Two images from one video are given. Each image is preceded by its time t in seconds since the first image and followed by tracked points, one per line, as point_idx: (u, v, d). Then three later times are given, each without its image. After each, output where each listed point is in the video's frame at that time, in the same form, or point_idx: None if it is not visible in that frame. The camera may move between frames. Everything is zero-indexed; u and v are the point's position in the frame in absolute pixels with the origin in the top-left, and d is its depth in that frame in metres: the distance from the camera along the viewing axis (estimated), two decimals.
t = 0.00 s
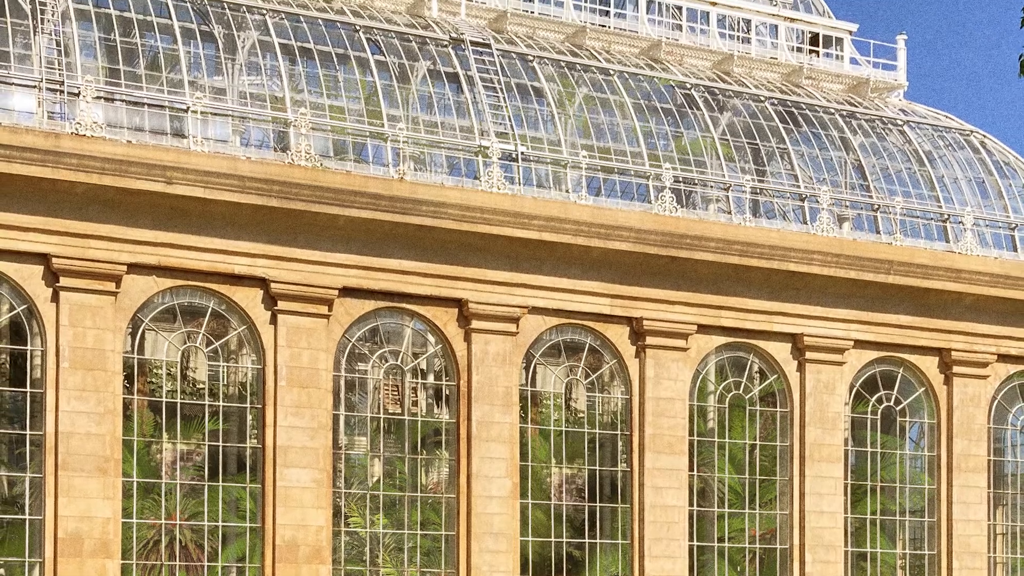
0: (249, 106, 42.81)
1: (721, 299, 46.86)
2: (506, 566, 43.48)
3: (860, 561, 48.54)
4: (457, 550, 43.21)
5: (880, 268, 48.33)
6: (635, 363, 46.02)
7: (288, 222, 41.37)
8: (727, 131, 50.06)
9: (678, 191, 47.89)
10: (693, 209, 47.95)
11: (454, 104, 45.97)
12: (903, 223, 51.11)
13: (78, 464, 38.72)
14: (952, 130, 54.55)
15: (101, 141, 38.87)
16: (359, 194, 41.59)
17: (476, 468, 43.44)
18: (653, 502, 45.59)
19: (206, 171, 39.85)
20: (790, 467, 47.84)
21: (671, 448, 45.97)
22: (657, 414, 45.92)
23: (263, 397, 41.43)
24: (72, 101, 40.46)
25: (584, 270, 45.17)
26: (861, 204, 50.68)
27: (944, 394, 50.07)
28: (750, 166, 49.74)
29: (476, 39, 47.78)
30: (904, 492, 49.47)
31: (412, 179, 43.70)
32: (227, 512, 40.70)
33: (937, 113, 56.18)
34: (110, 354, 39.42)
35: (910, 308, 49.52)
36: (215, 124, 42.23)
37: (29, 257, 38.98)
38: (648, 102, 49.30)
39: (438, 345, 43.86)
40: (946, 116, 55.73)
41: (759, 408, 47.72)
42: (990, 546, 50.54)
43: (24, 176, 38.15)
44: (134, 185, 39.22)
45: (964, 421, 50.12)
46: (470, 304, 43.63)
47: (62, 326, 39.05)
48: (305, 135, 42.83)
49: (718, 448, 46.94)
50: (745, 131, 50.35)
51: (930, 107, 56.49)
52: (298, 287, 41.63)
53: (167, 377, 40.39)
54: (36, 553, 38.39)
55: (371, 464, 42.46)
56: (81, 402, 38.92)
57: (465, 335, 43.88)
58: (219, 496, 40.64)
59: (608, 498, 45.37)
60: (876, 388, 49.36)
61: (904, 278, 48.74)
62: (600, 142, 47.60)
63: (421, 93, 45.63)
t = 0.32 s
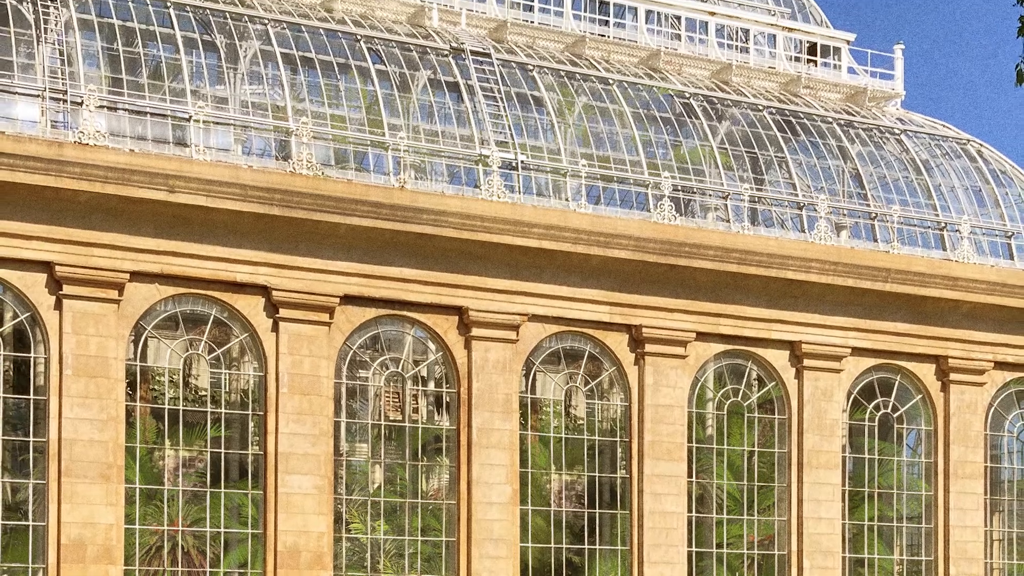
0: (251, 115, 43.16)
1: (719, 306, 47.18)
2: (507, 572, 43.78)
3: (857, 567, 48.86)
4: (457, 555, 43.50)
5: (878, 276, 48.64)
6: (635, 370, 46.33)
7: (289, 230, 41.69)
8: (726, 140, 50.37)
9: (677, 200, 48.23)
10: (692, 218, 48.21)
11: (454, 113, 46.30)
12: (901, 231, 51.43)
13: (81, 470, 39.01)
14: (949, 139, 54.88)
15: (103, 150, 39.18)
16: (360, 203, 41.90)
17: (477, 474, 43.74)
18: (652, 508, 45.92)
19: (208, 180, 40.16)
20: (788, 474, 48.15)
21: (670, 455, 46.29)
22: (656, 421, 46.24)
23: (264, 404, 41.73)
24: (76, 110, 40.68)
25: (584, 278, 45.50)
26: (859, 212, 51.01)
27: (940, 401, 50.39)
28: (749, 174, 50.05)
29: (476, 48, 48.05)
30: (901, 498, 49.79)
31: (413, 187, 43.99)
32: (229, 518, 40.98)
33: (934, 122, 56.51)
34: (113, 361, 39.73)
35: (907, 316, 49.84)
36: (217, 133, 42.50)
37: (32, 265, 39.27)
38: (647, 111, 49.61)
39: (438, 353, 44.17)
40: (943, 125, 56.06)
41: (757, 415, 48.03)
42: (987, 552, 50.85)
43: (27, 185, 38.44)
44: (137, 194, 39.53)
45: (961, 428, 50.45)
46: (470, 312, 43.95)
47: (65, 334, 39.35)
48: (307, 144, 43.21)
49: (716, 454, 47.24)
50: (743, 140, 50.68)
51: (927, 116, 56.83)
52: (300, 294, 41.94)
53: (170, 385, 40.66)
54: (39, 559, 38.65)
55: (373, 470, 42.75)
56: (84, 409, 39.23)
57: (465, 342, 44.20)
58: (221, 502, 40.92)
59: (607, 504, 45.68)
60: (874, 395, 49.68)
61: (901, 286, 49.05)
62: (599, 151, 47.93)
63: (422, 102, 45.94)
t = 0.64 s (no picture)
0: (253, 124, 43.45)
1: (718, 314, 47.49)
2: None
3: (855, 572, 49.19)
4: (458, 562, 43.80)
5: (875, 284, 48.95)
6: (634, 378, 46.64)
7: (291, 238, 42.00)
8: (724, 149, 50.72)
9: (676, 209, 48.58)
10: (690, 226, 48.60)
11: (455, 122, 46.62)
12: (898, 239, 51.76)
13: (85, 477, 39.31)
14: (946, 148, 55.26)
15: (107, 159, 39.48)
16: (361, 211, 42.21)
17: (477, 480, 44.04)
18: (651, 514, 46.24)
19: (210, 188, 40.46)
20: (786, 480, 48.45)
21: (669, 461, 46.60)
22: (655, 428, 46.55)
23: (266, 411, 42.01)
24: (79, 119, 41.08)
25: (583, 286, 45.82)
26: (857, 220, 51.32)
27: (937, 408, 50.70)
28: (747, 183, 50.38)
29: (476, 58, 48.42)
30: (898, 505, 50.11)
31: (413, 196, 44.28)
32: (231, 525, 41.29)
33: (931, 131, 56.90)
34: (116, 369, 40.02)
35: (905, 324, 50.17)
36: (220, 141, 42.75)
37: (35, 273, 39.58)
38: (646, 120, 49.98)
39: (439, 360, 44.48)
40: (940, 134, 56.44)
41: (755, 422, 48.34)
42: (984, 558, 51.15)
43: (30, 193, 38.73)
44: (139, 202, 39.82)
45: (958, 435, 50.77)
46: (470, 320, 44.25)
47: (68, 341, 39.62)
48: (309, 153, 43.55)
49: (715, 461, 47.56)
50: (742, 148, 51.03)
51: (924, 125, 57.21)
52: (302, 302, 42.24)
53: (172, 392, 40.99)
54: (43, 564, 38.94)
55: (374, 477, 43.06)
56: (87, 415, 39.51)
57: (466, 349, 44.50)
58: (223, 509, 41.23)
59: (606, 510, 46.00)
60: (871, 402, 50.01)
61: (899, 294, 49.36)
62: (599, 160, 48.27)
63: (422, 111, 46.26)
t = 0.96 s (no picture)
0: (255, 134, 43.73)
1: (716, 322, 47.81)
2: None
3: None
4: (458, 568, 44.09)
5: (872, 292, 49.27)
6: (633, 385, 46.94)
7: (292, 247, 42.31)
8: (723, 157, 51.05)
9: (675, 217, 48.92)
10: (688, 234, 48.93)
11: (455, 131, 46.95)
12: (895, 247, 52.08)
13: (88, 483, 39.56)
14: (943, 156, 55.65)
15: (110, 168, 39.78)
16: (362, 220, 42.52)
17: (477, 487, 44.33)
18: (650, 521, 46.55)
19: (213, 197, 40.76)
20: (784, 487, 48.76)
21: (668, 468, 46.91)
22: (654, 435, 46.85)
23: (268, 418, 42.33)
24: (82, 128, 41.37)
25: (583, 294, 46.13)
26: (854, 229, 51.58)
27: (934, 415, 51.01)
28: (745, 192, 50.72)
29: (476, 68, 48.78)
30: (895, 511, 50.45)
31: (414, 205, 44.59)
32: (233, 531, 41.59)
33: (928, 140, 57.27)
34: (119, 376, 40.29)
35: (902, 331, 50.49)
36: (221, 150, 43.06)
37: (39, 281, 39.89)
38: (645, 129, 50.33)
39: (439, 368, 44.80)
40: (937, 143, 56.81)
41: (754, 429, 48.66)
42: (980, 564, 51.48)
43: (34, 202, 39.03)
44: (142, 211, 40.11)
45: (955, 442, 51.07)
46: (471, 327, 44.57)
47: (71, 349, 39.92)
48: (310, 162, 43.79)
49: (713, 468, 47.87)
50: (740, 157, 51.39)
51: (921, 134, 57.57)
52: (303, 310, 42.55)
53: (174, 399, 41.29)
54: (46, 570, 39.23)
55: (375, 483, 43.37)
56: (90, 422, 39.77)
57: (466, 357, 44.82)
58: (225, 515, 41.54)
59: (605, 517, 46.30)
60: (869, 409, 50.33)
61: (896, 302, 49.68)
62: (598, 169, 48.61)
63: (423, 120, 46.60)
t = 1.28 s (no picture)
0: (256, 143, 44.09)
1: (715, 330, 48.13)
2: None
3: None
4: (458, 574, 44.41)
5: (870, 300, 49.59)
6: (632, 392, 47.26)
7: (294, 255, 42.62)
8: (721, 166, 51.42)
9: (675, 226, 49.24)
10: (687, 242, 49.16)
11: (455, 140, 47.31)
12: (892, 256, 52.41)
13: (91, 490, 39.89)
14: (940, 165, 56.03)
15: (113, 177, 40.08)
16: (364, 228, 42.84)
17: (478, 494, 44.64)
18: (649, 527, 46.86)
19: (215, 206, 41.06)
20: (782, 493, 49.07)
21: (666, 475, 47.22)
22: (653, 442, 47.17)
23: (270, 425, 42.66)
24: (85, 137, 41.63)
25: (583, 302, 46.44)
26: (851, 237, 51.96)
27: (931, 422, 51.33)
28: (743, 201, 51.13)
29: (476, 77, 49.14)
30: (892, 517, 50.77)
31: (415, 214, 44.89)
32: (235, 537, 41.90)
33: (925, 149, 57.63)
34: (121, 383, 40.61)
35: (899, 339, 50.81)
36: (224, 159, 43.40)
37: (42, 289, 40.19)
38: (644, 138, 50.70)
39: (440, 375, 45.11)
40: (934, 152, 57.17)
41: (752, 436, 48.99)
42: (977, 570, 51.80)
43: (37, 210, 39.33)
44: (144, 220, 40.42)
45: (952, 449, 51.37)
46: (471, 335, 44.89)
47: (74, 356, 40.22)
48: (311, 171, 44.04)
49: (712, 474, 48.19)
50: (739, 166, 51.75)
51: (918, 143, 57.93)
52: (305, 318, 42.87)
53: (177, 406, 41.59)
54: None
55: (375, 490, 43.69)
56: (93, 429, 40.11)
57: (467, 364, 45.14)
58: (227, 521, 41.85)
59: (605, 523, 46.63)
60: (866, 416, 50.67)
61: (893, 310, 49.99)
62: (597, 178, 48.95)
63: (424, 130, 46.93)
